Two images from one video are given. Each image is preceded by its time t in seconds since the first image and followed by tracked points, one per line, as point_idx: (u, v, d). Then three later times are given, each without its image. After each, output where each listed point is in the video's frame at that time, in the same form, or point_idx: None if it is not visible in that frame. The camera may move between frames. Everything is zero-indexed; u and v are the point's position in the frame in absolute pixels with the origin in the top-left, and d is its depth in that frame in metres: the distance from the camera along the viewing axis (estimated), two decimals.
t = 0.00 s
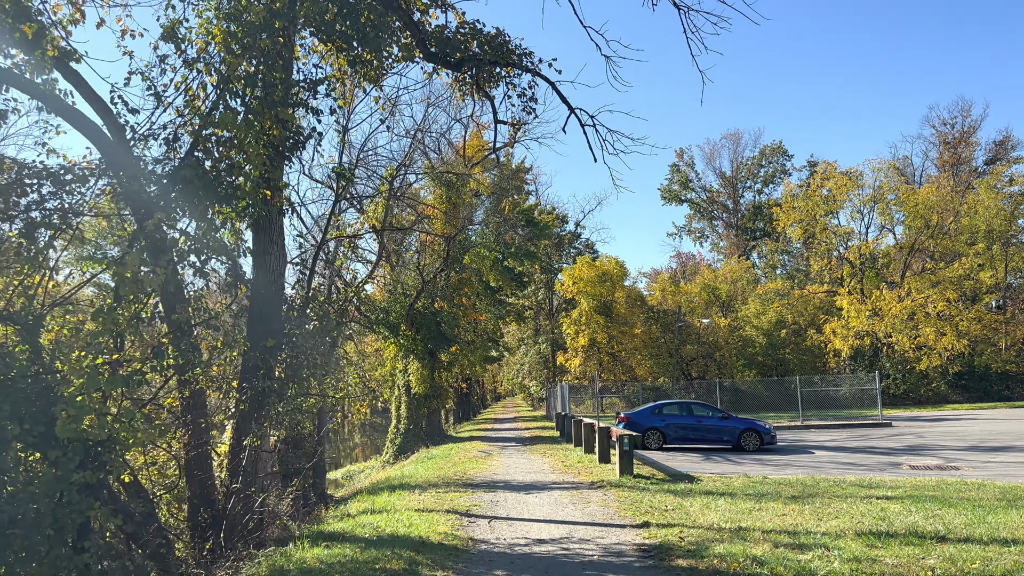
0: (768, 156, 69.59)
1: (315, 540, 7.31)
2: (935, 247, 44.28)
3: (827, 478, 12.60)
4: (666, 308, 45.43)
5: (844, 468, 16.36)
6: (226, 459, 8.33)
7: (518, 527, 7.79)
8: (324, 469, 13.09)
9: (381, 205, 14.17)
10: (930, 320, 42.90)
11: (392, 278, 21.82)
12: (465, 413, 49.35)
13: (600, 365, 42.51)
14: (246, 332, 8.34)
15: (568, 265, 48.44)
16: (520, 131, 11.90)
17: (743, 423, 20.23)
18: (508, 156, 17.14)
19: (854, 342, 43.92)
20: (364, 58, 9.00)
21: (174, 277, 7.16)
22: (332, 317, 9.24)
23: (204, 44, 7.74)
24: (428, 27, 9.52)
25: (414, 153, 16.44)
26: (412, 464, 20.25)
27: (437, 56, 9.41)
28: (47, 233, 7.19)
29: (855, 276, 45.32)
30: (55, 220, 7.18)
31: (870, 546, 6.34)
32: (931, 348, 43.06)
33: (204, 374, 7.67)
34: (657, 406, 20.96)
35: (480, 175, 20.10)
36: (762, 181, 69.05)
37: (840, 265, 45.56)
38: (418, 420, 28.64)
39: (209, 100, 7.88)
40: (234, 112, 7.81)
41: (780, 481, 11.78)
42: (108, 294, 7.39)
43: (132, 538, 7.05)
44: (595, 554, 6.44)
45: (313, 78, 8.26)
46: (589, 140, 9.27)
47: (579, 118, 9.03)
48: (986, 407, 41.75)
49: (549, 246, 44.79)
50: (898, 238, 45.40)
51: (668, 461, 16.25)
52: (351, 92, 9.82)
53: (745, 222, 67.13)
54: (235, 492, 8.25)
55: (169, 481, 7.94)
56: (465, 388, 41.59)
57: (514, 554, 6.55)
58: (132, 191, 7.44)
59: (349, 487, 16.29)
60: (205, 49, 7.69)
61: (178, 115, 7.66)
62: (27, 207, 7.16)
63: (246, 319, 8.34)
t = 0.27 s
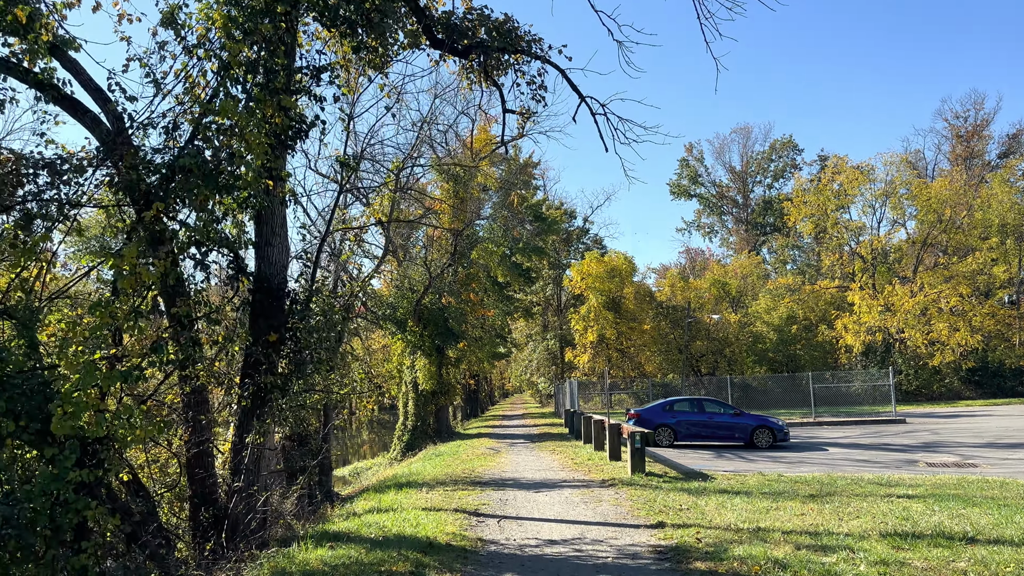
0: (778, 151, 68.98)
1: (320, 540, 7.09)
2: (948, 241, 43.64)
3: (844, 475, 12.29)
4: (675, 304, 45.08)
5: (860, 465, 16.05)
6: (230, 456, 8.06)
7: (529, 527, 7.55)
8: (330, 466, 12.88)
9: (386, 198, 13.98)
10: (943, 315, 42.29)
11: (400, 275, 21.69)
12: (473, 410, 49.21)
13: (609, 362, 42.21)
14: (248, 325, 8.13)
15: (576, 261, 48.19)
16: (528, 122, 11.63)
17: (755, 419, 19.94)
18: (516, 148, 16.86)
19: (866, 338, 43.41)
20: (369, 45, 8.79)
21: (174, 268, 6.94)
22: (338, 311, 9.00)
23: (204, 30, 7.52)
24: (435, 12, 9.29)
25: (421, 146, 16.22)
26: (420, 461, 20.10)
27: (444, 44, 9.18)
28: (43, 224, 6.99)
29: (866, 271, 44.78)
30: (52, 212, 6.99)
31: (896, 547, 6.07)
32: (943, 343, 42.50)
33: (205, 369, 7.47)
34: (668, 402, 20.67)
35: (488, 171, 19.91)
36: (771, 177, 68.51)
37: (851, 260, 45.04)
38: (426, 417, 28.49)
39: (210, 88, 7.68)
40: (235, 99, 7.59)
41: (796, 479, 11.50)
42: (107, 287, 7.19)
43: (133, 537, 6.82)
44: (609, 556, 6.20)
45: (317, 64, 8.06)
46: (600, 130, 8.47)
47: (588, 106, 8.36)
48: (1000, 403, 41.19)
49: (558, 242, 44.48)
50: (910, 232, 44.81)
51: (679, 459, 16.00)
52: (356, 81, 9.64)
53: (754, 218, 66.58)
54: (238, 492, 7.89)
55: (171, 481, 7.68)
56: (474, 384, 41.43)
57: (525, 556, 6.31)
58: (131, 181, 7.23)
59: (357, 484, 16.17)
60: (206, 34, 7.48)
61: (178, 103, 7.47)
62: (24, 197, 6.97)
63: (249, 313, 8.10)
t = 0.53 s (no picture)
0: (790, 141, 68.22)
1: (326, 533, 6.88)
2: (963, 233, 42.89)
3: (862, 468, 11.97)
4: (686, 296, 44.70)
5: (876, 458, 15.73)
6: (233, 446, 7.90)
7: (541, 520, 7.33)
8: (338, 457, 12.73)
9: (395, 184, 13.77)
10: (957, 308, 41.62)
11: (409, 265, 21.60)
12: (483, 401, 49.20)
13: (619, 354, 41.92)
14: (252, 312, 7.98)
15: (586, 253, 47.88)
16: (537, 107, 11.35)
17: (768, 412, 19.63)
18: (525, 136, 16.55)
19: (879, 331, 42.85)
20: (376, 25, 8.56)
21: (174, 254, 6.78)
22: (345, 298, 8.81)
23: (207, 8, 7.32)
24: None
25: (429, 134, 15.97)
26: (429, 452, 19.96)
27: (453, 24, 8.93)
28: (41, 207, 6.83)
29: (879, 263, 44.18)
30: (51, 196, 6.84)
31: (925, 544, 5.78)
32: (957, 336, 41.89)
33: (207, 355, 7.37)
34: (680, 394, 20.39)
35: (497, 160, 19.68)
36: (784, 167, 67.80)
37: (864, 252, 44.44)
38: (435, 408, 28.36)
39: (212, 68, 7.50)
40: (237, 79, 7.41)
41: (814, 473, 11.21)
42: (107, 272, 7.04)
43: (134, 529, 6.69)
44: (625, 552, 5.96)
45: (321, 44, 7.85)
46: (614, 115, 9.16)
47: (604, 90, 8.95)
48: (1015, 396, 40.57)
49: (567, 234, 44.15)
50: (924, 223, 44.12)
51: (692, 451, 15.75)
52: (363, 63, 9.42)
53: (766, 209, 65.87)
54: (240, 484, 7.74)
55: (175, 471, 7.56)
56: (483, 376, 41.30)
57: (537, 550, 6.09)
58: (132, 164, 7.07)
59: (366, 476, 16.05)
60: (208, 12, 7.29)
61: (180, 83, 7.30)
62: (22, 181, 6.83)
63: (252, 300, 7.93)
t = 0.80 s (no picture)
0: (800, 131, 67.50)
1: (330, 528, 6.70)
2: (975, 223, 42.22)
3: (878, 462, 11.71)
4: (694, 286, 44.36)
5: (890, 451, 15.45)
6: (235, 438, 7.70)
7: (551, 516, 7.12)
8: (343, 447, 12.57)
9: (401, 170, 13.53)
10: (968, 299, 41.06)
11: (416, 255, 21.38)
12: (490, 392, 49.11)
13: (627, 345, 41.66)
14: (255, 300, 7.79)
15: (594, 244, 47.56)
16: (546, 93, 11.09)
17: (779, 403, 19.37)
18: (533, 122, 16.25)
19: (889, 322, 42.38)
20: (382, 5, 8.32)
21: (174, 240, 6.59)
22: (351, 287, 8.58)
23: None
24: None
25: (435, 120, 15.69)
26: (436, 443, 19.83)
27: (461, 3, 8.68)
28: (38, 192, 6.66)
29: (890, 254, 43.66)
30: (49, 180, 6.66)
31: (954, 544, 5.52)
32: (969, 327, 41.37)
33: (210, 346, 7.20)
34: (689, 385, 20.15)
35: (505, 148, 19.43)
36: (793, 157, 67.17)
37: (875, 243, 43.93)
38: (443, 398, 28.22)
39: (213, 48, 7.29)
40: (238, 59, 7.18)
41: (829, 466, 10.95)
42: (106, 259, 6.88)
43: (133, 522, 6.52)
44: (639, 550, 5.74)
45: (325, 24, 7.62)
46: (626, 97, 8.72)
47: (616, 72, 8.56)
48: None
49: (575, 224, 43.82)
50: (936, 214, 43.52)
51: (702, 443, 15.53)
52: (369, 46, 9.19)
53: (776, 199, 65.24)
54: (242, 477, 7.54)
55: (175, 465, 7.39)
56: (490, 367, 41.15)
57: (548, 548, 5.88)
58: (130, 147, 6.87)
59: (373, 467, 15.92)
60: None
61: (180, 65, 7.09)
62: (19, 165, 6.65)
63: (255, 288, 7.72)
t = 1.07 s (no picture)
0: (805, 119, 66.91)
1: (326, 521, 6.48)
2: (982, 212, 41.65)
3: (888, 453, 11.46)
4: (697, 276, 44.05)
5: (898, 442, 15.22)
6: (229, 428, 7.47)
7: (554, 508, 6.90)
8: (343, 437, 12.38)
9: (400, 155, 13.26)
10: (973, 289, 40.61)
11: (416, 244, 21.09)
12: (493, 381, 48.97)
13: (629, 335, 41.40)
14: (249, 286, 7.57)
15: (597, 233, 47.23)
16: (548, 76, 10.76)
17: (785, 393, 19.13)
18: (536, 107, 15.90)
19: (894, 312, 41.98)
20: None
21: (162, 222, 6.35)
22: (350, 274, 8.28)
23: None
24: None
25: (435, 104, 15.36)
26: (437, 432, 19.65)
27: None
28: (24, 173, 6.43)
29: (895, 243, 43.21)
30: (35, 161, 6.44)
31: (975, 538, 5.28)
32: (974, 317, 40.98)
33: (202, 333, 7.00)
34: (694, 375, 19.92)
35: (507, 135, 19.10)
36: (798, 146, 66.63)
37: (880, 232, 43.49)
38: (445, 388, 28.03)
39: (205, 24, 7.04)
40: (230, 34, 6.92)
41: (838, 458, 10.71)
42: (95, 243, 6.67)
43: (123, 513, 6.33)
44: (646, 544, 5.51)
45: None
46: (631, 78, 8.05)
47: (620, 52, 7.85)
48: None
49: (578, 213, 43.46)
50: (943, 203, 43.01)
51: (707, 433, 15.30)
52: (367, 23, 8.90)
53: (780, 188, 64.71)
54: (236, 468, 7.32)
55: (168, 455, 7.19)
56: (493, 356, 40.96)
57: (550, 542, 5.66)
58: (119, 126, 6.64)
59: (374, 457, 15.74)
60: None
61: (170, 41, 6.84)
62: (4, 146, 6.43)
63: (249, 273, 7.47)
